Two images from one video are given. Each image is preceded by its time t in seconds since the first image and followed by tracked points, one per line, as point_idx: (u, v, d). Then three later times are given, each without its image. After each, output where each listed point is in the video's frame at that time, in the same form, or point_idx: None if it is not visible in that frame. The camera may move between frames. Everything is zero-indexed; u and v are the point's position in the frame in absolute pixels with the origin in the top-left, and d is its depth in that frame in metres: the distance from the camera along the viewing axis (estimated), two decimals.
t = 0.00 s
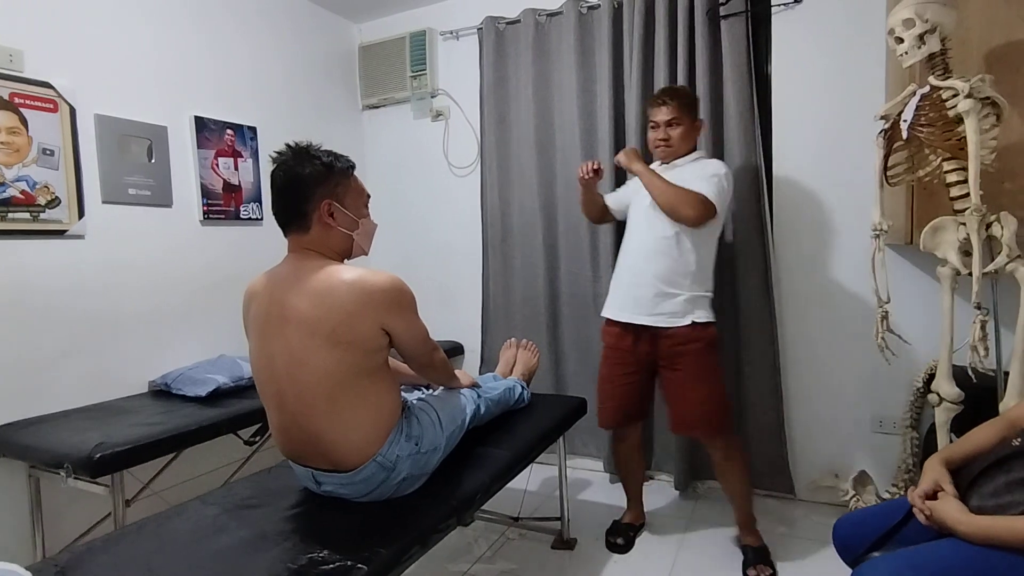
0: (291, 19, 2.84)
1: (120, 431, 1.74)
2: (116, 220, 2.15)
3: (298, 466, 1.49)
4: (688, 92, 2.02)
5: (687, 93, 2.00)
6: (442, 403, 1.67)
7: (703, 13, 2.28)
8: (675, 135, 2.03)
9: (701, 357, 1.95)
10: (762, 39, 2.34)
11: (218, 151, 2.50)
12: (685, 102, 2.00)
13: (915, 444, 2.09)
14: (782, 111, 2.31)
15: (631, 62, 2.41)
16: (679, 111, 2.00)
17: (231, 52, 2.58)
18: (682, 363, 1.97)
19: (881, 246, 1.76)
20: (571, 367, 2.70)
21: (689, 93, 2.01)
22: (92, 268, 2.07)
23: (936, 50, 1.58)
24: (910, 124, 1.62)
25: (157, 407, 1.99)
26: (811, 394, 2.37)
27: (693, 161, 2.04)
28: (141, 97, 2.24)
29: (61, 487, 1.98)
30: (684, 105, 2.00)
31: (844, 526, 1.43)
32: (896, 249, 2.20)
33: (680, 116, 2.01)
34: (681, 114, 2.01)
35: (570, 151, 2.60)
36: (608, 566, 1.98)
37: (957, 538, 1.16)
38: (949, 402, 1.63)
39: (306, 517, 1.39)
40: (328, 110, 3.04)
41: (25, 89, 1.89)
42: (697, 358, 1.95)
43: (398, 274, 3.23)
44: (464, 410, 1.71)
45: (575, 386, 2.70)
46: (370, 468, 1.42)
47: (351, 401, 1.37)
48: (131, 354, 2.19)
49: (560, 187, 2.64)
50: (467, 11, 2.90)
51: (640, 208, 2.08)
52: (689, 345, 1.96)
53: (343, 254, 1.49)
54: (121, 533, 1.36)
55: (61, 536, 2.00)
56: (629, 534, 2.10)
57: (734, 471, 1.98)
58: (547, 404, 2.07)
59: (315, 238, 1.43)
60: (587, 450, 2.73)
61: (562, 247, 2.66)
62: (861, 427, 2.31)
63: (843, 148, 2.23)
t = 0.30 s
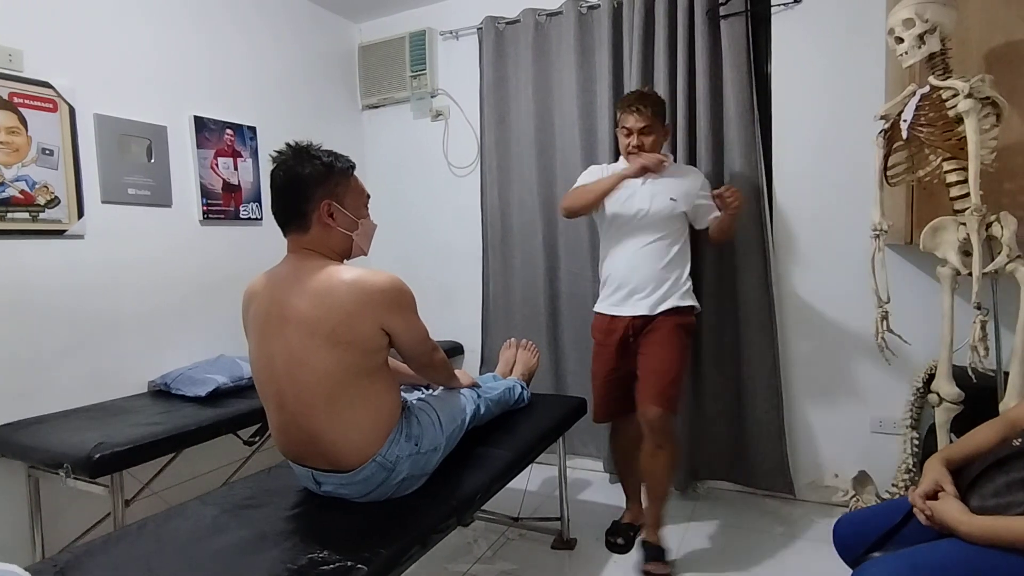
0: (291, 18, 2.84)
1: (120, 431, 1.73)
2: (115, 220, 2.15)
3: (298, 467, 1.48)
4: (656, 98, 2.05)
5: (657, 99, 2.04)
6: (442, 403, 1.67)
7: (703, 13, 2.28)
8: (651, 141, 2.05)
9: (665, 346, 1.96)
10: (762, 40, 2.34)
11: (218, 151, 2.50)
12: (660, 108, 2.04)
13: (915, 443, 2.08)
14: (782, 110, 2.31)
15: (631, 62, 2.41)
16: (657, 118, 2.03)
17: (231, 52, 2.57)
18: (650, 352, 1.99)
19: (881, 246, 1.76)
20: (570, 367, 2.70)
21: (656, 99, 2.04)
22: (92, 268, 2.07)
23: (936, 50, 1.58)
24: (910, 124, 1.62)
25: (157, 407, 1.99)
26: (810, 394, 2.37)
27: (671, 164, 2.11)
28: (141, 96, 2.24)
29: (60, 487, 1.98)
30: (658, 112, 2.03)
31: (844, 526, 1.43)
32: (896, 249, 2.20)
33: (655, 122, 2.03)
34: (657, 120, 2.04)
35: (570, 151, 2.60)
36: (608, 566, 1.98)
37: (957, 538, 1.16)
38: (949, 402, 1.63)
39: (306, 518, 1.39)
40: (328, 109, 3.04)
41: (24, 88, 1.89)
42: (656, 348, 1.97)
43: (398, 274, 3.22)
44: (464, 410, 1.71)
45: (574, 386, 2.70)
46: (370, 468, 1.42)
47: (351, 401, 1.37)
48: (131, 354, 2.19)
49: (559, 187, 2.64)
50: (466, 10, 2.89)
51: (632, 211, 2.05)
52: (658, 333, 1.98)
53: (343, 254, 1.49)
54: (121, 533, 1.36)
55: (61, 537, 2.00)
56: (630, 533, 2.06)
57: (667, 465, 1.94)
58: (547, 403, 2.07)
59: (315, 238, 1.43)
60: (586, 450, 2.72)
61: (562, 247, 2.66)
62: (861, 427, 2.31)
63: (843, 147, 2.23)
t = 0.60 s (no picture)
0: (291, 18, 2.84)
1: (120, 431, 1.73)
2: (115, 220, 2.15)
3: (298, 467, 1.48)
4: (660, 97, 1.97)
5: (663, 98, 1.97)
6: (442, 403, 1.67)
7: (703, 13, 2.28)
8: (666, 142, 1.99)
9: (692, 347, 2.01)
10: (762, 40, 2.34)
11: (217, 150, 2.50)
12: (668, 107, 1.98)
13: (915, 442, 2.09)
14: (782, 110, 2.31)
15: (631, 63, 2.41)
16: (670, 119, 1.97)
17: (231, 52, 2.57)
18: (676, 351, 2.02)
19: (881, 246, 1.76)
20: (570, 367, 2.70)
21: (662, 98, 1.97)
22: (91, 268, 2.07)
23: (936, 50, 1.58)
24: (909, 124, 1.62)
25: (157, 407, 1.99)
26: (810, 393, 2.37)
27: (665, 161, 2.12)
28: (141, 96, 2.24)
29: (60, 487, 1.98)
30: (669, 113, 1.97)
31: (844, 525, 1.43)
32: (896, 249, 2.20)
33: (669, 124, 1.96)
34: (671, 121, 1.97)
35: (570, 151, 2.60)
36: (609, 566, 1.98)
37: (957, 538, 1.16)
38: (949, 402, 1.62)
39: (306, 518, 1.39)
40: (328, 110, 3.04)
41: (24, 88, 1.89)
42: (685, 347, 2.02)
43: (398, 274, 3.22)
44: (464, 410, 1.71)
45: (574, 386, 2.70)
46: (370, 468, 1.42)
47: (351, 401, 1.37)
48: (130, 354, 2.19)
49: (559, 187, 2.64)
50: (466, 10, 2.89)
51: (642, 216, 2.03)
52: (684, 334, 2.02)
53: (343, 255, 1.49)
54: (121, 533, 1.36)
55: (60, 536, 2.00)
56: (630, 534, 2.10)
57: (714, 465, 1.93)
58: (546, 403, 2.07)
59: (315, 239, 1.43)
60: (586, 450, 2.73)
61: (561, 247, 2.66)
62: (861, 427, 2.31)
63: (843, 147, 2.23)
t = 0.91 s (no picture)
0: (291, 18, 2.84)
1: (120, 431, 1.73)
2: (115, 220, 2.15)
3: (298, 467, 1.48)
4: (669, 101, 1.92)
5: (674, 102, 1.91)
6: (442, 403, 1.67)
7: (703, 13, 2.28)
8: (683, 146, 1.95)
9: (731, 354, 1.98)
10: (762, 40, 2.34)
11: (217, 151, 2.50)
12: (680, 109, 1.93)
13: (915, 443, 2.09)
14: (782, 111, 2.31)
15: (631, 62, 2.41)
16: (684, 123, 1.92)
17: (230, 51, 2.57)
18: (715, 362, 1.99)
19: (881, 246, 1.75)
20: (571, 367, 2.70)
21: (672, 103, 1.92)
22: (91, 268, 2.07)
23: (936, 50, 1.58)
24: (909, 124, 1.62)
25: (157, 407, 1.99)
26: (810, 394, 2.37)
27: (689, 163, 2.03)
28: (141, 97, 2.24)
29: (60, 487, 1.98)
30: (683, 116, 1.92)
31: (844, 526, 1.43)
32: (896, 249, 2.20)
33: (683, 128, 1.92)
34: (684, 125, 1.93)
35: (570, 151, 2.60)
36: (609, 566, 1.98)
37: (957, 538, 1.16)
38: (949, 402, 1.62)
39: (306, 518, 1.39)
40: (328, 109, 3.04)
41: (24, 88, 1.88)
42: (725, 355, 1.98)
43: (398, 275, 3.22)
44: (464, 410, 1.71)
45: (574, 386, 2.70)
46: (370, 468, 1.42)
47: (351, 401, 1.37)
48: (130, 354, 2.19)
49: (560, 187, 2.64)
50: (466, 10, 2.89)
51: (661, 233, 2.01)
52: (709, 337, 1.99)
53: (341, 256, 1.49)
54: (121, 533, 1.36)
55: (61, 536, 2.00)
56: (630, 534, 2.10)
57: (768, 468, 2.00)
58: (547, 404, 2.07)
59: (314, 239, 1.43)
60: (587, 450, 2.72)
61: (562, 247, 2.66)
62: (861, 427, 2.31)
63: (843, 147, 2.23)
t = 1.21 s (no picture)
0: (292, 18, 2.84)
1: (120, 431, 1.73)
2: (115, 220, 2.15)
3: (298, 467, 1.48)
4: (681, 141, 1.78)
5: (686, 143, 1.77)
6: (442, 404, 1.67)
7: (704, 13, 2.28)
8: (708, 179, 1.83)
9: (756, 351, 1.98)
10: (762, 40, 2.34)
11: (217, 151, 2.50)
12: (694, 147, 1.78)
13: (914, 443, 2.09)
14: (782, 111, 2.31)
15: (631, 63, 2.41)
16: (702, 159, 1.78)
17: (230, 51, 2.57)
18: (738, 360, 1.99)
19: (880, 246, 1.76)
20: (571, 367, 2.70)
21: (684, 144, 1.77)
22: (91, 268, 2.07)
23: (935, 50, 1.58)
24: (909, 124, 1.62)
25: (157, 407, 1.99)
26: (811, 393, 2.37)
27: (717, 189, 1.88)
28: (142, 97, 2.24)
29: (60, 487, 1.98)
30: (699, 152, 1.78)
31: (844, 526, 1.43)
32: (896, 249, 2.20)
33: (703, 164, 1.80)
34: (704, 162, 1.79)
35: (570, 151, 2.60)
36: (609, 566, 1.98)
37: (956, 538, 1.16)
38: (948, 402, 1.62)
39: (305, 518, 1.39)
40: (329, 109, 3.05)
41: (24, 88, 1.89)
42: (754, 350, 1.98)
43: (398, 275, 3.22)
44: (464, 410, 1.71)
45: (575, 386, 2.70)
46: (370, 468, 1.42)
47: (351, 401, 1.37)
48: (130, 354, 2.19)
49: (560, 187, 2.64)
50: (466, 10, 2.89)
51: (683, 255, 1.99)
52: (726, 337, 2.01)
53: (340, 259, 1.48)
54: (121, 533, 1.36)
55: (61, 536, 2.00)
56: (629, 534, 2.10)
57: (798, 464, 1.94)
58: (547, 404, 2.07)
59: (312, 238, 1.43)
60: (587, 450, 2.72)
61: (562, 247, 2.66)
62: (861, 428, 2.31)
63: (842, 147, 2.23)
